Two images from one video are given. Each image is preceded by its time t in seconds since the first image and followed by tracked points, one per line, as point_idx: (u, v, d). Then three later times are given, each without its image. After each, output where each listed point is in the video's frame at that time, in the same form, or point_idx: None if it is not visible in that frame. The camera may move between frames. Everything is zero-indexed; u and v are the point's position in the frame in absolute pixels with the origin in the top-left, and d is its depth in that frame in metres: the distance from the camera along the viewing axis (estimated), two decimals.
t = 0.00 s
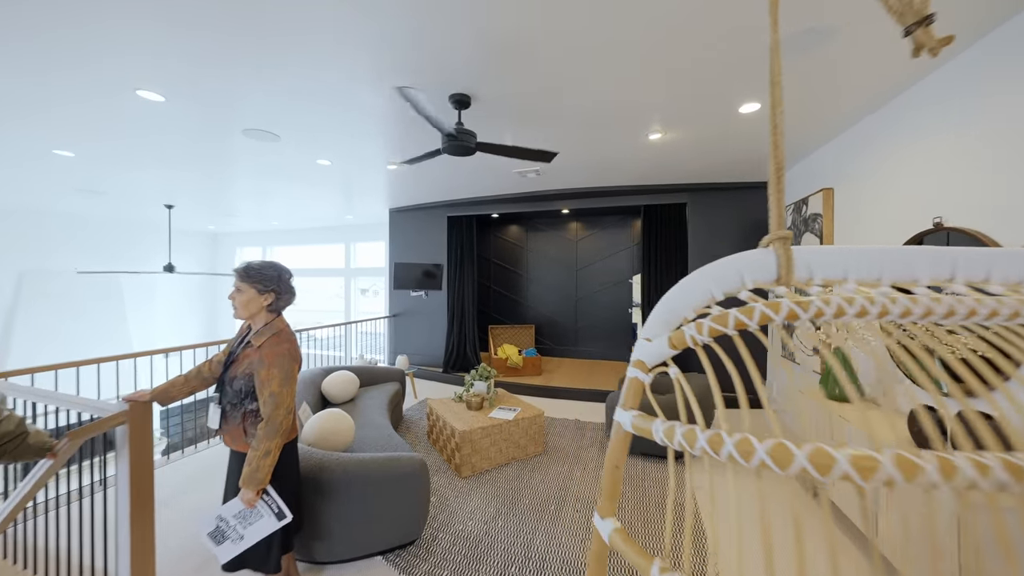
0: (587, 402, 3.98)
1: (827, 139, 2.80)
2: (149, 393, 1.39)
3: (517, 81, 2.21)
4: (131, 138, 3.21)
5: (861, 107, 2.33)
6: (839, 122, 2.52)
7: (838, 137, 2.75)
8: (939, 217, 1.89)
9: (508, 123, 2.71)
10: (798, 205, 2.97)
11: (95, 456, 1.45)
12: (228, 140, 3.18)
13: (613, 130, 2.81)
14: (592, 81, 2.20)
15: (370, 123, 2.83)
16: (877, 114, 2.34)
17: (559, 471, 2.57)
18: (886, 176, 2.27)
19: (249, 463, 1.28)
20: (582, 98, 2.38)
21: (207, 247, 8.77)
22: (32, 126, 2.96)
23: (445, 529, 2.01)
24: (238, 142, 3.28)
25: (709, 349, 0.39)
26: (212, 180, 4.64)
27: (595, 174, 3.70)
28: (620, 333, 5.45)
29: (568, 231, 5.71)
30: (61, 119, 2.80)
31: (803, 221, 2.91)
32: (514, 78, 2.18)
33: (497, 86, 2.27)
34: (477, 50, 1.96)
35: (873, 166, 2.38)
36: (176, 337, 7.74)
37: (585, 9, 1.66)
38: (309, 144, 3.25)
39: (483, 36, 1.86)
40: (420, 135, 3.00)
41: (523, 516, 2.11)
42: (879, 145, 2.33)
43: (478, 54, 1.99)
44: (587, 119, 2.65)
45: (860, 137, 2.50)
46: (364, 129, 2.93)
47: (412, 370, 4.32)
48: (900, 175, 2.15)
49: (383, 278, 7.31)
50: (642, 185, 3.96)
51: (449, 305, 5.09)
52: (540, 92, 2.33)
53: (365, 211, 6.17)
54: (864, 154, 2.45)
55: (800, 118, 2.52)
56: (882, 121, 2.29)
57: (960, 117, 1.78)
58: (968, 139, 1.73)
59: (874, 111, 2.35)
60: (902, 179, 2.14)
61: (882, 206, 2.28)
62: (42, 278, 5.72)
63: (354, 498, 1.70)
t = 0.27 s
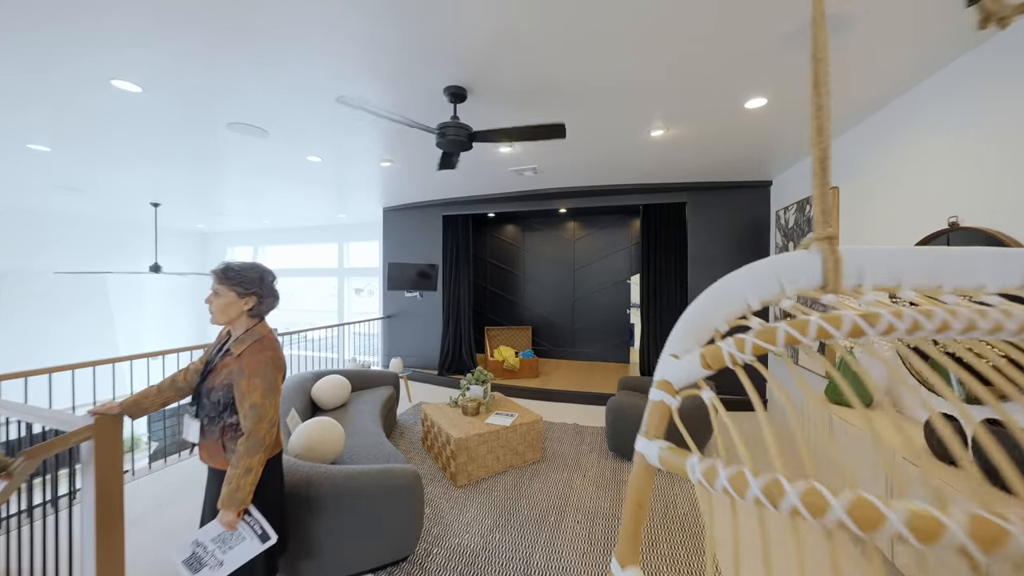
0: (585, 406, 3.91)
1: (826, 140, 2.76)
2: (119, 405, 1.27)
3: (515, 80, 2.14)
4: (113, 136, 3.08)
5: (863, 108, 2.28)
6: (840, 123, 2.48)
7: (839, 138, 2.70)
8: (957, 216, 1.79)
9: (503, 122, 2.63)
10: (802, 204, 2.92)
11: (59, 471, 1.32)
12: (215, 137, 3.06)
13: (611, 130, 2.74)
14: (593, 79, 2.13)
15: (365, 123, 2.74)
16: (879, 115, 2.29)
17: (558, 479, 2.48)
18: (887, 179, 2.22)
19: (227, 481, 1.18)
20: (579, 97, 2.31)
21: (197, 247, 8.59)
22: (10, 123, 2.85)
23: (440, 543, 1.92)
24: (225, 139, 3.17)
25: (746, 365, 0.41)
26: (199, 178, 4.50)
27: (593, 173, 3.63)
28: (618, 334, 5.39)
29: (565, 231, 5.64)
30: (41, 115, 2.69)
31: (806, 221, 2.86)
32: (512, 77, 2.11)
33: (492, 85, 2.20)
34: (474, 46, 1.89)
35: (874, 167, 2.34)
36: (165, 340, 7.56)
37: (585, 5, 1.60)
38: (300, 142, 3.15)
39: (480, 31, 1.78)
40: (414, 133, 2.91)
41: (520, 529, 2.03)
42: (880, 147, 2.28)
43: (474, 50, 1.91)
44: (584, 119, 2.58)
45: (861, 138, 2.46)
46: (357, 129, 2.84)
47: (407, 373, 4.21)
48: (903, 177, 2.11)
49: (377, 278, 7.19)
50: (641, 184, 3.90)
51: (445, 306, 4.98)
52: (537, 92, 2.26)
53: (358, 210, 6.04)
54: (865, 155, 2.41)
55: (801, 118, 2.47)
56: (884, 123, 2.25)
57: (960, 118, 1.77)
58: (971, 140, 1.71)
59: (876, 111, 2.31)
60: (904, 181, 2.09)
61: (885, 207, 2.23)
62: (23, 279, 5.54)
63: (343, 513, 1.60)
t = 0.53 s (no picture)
0: (585, 410, 3.84)
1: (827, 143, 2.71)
2: (85, 422, 1.16)
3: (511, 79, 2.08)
4: (97, 134, 2.98)
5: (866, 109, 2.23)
6: (842, 124, 2.43)
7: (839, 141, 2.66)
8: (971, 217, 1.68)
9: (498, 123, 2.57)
10: (806, 205, 2.86)
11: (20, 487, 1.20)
12: (203, 136, 2.96)
13: (609, 130, 2.68)
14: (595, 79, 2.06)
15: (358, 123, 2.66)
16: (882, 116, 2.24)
17: (558, 487, 2.41)
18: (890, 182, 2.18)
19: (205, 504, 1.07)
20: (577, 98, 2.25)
21: (188, 246, 8.42)
22: None
23: (436, 559, 1.84)
24: (213, 137, 3.07)
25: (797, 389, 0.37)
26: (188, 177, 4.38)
27: (592, 173, 3.56)
28: (616, 336, 5.33)
29: (563, 231, 5.56)
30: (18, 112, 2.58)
31: (810, 222, 2.80)
32: (508, 76, 2.05)
33: (488, 84, 2.13)
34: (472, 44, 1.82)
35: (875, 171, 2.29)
36: (155, 342, 7.39)
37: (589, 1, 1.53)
38: (292, 141, 3.06)
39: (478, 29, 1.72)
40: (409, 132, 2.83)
41: (520, 542, 1.95)
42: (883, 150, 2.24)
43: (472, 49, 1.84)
44: (582, 119, 2.52)
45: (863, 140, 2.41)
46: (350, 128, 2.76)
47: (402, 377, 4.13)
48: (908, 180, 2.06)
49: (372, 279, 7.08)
50: (640, 184, 3.83)
51: (441, 308, 4.90)
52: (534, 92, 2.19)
53: (353, 209, 5.93)
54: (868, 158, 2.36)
55: (802, 120, 2.42)
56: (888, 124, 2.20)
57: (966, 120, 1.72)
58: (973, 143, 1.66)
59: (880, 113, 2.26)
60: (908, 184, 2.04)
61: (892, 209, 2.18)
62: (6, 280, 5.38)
63: (332, 530, 1.51)
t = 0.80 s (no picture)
0: (585, 413, 3.77)
1: (832, 142, 2.65)
2: (55, 436, 1.08)
3: (511, 77, 2.01)
4: (84, 133, 2.89)
5: (875, 107, 2.17)
6: (849, 123, 2.37)
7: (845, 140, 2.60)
8: (993, 219, 1.59)
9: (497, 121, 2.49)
10: (812, 205, 2.80)
11: None
12: (194, 135, 2.88)
13: (611, 129, 2.61)
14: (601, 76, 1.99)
15: (354, 121, 2.59)
16: (891, 115, 2.18)
17: (560, 496, 2.34)
18: (899, 182, 2.12)
19: (185, 528, 0.98)
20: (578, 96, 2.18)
21: (183, 247, 8.30)
22: None
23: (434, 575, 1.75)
24: (206, 137, 2.98)
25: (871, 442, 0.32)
26: (180, 177, 4.27)
27: (592, 173, 3.49)
28: (617, 338, 5.27)
29: (562, 231, 5.50)
30: None
31: (817, 222, 2.74)
32: (508, 74, 1.98)
33: (487, 82, 2.06)
34: (475, 41, 1.75)
35: (884, 171, 2.23)
36: (148, 345, 7.27)
37: None
38: (285, 140, 2.98)
39: (481, 24, 1.64)
40: (405, 130, 2.75)
41: (522, 555, 1.87)
42: (892, 149, 2.18)
43: (475, 45, 1.77)
44: (582, 118, 2.45)
45: (871, 140, 2.35)
46: (345, 126, 2.68)
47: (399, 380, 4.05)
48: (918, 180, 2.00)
49: (369, 279, 6.98)
50: (641, 184, 3.77)
51: (439, 309, 4.82)
52: (534, 90, 2.13)
53: (349, 209, 5.84)
54: (876, 157, 2.30)
55: (809, 119, 2.36)
56: (897, 123, 2.15)
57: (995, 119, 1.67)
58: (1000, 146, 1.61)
59: (888, 112, 2.20)
60: (918, 185, 1.99)
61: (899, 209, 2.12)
62: None
63: (325, 547, 1.43)
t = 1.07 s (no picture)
0: (587, 416, 3.70)
1: (841, 139, 2.59)
2: (26, 447, 0.97)
3: (512, 73, 1.94)
4: (73, 130, 2.80)
5: (888, 103, 2.11)
6: (860, 120, 2.30)
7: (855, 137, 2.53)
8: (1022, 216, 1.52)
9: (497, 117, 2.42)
10: (821, 203, 2.74)
11: None
12: (186, 132, 2.80)
13: (614, 126, 2.54)
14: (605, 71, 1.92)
15: (351, 118, 2.52)
16: (904, 111, 2.12)
17: (563, 503, 2.27)
18: (913, 180, 2.05)
19: (163, 548, 0.91)
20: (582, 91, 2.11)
21: (179, 247, 8.20)
22: None
23: None
24: (198, 136, 2.91)
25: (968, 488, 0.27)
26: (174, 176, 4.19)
27: (595, 171, 3.42)
28: (618, 339, 5.20)
29: (563, 231, 5.43)
30: None
31: (825, 221, 2.68)
32: (509, 69, 1.92)
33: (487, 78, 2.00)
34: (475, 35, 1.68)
35: (897, 168, 2.16)
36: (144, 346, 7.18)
37: None
38: (280, 138, 2.90)
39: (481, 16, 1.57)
40: (404, 127, 2.67)
41: (524, 567, 1.80)
42: (905, 146, 2.11)
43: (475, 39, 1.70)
44: (586, 114, 2.38)
45: (883, 136, 2.28)
46: (342, 123, 2.60)
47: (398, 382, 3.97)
48: (934, 178, 1.93)
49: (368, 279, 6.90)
50: (644, 182, 3.70)
51: (438, 310, 4.74)
52: (537, 85, 2.05)
53: (347, 208, 5.76)
54: (888, 154, 2.23)
55: (818, 116, 2.30)
56: (910, 119, 2.08)
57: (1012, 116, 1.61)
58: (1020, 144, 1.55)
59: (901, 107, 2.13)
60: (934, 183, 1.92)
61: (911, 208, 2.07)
62: None
63: (319, 564, 1.35)
